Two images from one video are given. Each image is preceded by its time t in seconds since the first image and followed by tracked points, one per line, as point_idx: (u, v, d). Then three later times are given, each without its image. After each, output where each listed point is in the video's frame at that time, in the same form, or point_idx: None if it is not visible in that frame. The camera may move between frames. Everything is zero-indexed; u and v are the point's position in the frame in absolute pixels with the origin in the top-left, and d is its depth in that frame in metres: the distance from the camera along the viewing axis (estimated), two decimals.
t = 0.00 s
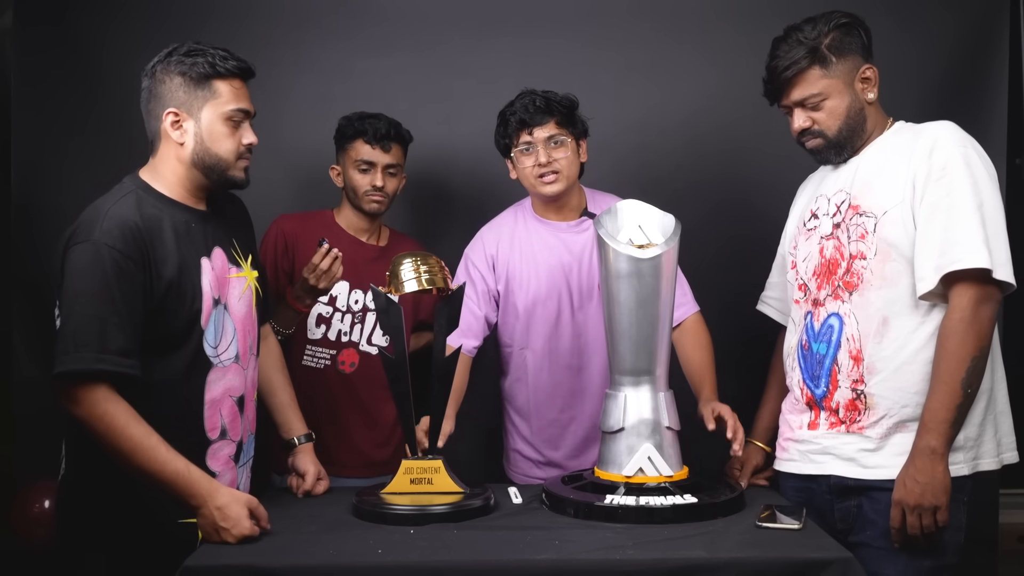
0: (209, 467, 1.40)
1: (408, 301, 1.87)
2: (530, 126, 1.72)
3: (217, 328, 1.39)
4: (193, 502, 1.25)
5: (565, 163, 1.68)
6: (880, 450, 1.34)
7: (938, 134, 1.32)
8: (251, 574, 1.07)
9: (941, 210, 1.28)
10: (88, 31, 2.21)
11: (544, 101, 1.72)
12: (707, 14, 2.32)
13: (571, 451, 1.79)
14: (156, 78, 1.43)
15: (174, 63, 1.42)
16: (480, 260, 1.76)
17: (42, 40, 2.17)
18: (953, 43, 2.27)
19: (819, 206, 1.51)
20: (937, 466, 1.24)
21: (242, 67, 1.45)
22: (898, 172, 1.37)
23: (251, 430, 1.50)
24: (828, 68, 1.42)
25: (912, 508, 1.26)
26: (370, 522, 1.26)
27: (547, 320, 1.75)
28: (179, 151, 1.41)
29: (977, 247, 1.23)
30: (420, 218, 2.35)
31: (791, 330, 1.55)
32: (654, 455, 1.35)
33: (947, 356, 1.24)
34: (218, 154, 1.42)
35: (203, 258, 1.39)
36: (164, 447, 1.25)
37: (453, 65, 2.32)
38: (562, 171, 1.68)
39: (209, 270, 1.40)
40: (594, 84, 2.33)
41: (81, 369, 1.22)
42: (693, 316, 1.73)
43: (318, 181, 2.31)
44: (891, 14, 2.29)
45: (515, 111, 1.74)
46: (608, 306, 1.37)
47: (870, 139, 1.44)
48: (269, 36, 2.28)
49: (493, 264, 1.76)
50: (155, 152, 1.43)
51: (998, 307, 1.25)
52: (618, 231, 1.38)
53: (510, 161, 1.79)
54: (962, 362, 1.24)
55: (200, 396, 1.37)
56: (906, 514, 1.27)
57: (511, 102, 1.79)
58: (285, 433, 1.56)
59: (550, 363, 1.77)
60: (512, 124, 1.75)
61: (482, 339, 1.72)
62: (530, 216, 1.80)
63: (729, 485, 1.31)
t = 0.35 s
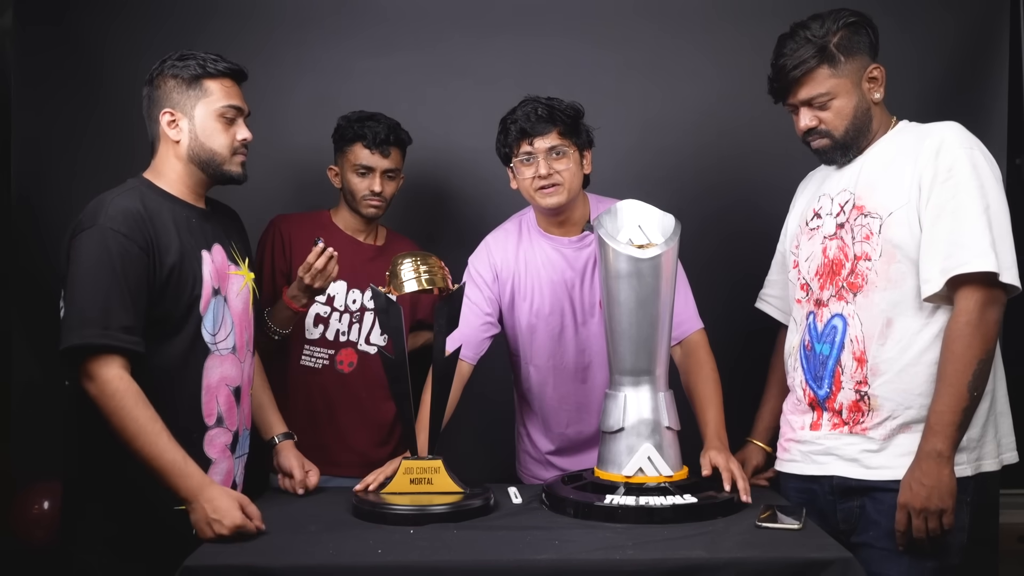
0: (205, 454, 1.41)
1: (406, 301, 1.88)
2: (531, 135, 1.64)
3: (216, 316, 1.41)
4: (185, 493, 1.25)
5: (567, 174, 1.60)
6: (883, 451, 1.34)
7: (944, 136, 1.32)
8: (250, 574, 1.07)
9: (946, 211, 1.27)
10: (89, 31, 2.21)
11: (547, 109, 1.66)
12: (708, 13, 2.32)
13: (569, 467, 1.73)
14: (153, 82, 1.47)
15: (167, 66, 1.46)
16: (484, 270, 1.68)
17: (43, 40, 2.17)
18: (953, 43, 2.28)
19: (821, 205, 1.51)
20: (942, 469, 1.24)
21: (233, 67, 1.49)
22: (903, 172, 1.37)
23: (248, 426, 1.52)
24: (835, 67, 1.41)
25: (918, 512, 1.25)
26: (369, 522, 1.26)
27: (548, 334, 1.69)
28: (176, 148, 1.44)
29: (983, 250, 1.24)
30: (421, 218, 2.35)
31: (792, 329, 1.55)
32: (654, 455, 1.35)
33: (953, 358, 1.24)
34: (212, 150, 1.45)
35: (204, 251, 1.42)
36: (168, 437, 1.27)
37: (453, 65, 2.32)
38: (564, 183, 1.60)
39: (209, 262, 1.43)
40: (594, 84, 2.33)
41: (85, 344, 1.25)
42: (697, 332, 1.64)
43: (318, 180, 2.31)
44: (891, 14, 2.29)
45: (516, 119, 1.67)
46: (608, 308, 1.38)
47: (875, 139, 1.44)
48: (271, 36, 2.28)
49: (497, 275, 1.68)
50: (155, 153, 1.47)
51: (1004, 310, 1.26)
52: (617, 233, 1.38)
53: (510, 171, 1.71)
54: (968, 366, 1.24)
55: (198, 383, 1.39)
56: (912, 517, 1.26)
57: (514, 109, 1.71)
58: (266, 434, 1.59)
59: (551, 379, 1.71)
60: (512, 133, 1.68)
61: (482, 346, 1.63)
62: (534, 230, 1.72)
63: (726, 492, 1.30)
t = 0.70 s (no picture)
0: (203, 441, 1.51)
1: (404, 301, 1.88)
2: (526, 135, 1.64)
3: (216, 308, 1.53)
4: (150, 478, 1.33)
5: (562, 177, 1.60)
6: (889, 452, 1.34)
7: (949, 138, 1.32)
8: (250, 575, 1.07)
9: (953, 212, 1.27)
10: (88, 30, 2.20)
11: (542, 109, 1.65)
12: (708, 13, 2.31)
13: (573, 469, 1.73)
14: (166, 91, 1.62)
15: (181, 77, 1.62)
16: (480, 270, 1.66)
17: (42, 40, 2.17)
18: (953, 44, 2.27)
19: (824, 203, 1.50)
20: (951, 472, 1.24)
21: (241, 83, 1.64)
22: (908, 172, 1.36)
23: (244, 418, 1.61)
24: (855, 64, 1.39)
25: (928, 515, 1.25)
26: (369, 522, 1.26)
27: (546, 337, 1.67)
28: (180, 151, 1.58)
29: (991, 251, 1.23)
30: (420, 218, 2.35)
31: (794, 328, 1.55)
32: (654, 455, 1.35)
33: (961, 360, 1.24)
34: (213, 155, 1.58)
35: (206, 247, 1.54)
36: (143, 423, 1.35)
37: (452, 63, 2.32)
38: (559, 186, 1.60)
39: (211, 258, 1.55)
40: (592, 83, 2.33)
41: (96, 319, 1.35)
42: (701, 336, 1.63)
43: (317, 180, 2.31)
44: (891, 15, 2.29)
45: (510, 118, 1.67)
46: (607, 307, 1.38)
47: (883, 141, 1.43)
48: (270, 35, 2.28)
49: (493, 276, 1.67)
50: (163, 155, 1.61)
51: (1011, 311, 1.26)
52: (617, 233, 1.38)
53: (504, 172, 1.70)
54: (976, 367, 1.24)
55: (197, 368, 1.49)
56: (921, 521, 1.26)
57: (509, 110, 1.71)
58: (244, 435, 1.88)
59: (549, 382, 1.69)
60: (507, 133, 1.68)
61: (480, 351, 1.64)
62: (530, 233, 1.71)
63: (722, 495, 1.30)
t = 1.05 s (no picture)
0: (193, 435, 1.51)
1: (404, 301, 1.87)
2: (519, 136, 1.64)
3: (211, 304, 1.54)
4: (76, 483, 1.38)
5: (557, 177, 1.59)
6: (899, 453, 1.34)
7: (969, 137, 1.32)
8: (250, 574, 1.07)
9: (968, 215, 1.27)
10: (88, 30, 2.20)
11: (536, 110, 1.64)
12: (708, 14, 2.32)
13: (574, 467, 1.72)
14: (170, 95, 1.64)
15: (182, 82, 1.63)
16: (478, 267, 1.67)
17: (42, 40, 2.17)
18: (954, 45, 2.27)
19: (840, 202, 1.50)
20: (965, 482, 1.23)
21: (241, 87, 1.65)
22: (924, 173, 1.36)
23: (241, 415, 1.61)
24: (876, 62, 1.38)
25: (941, 526, 1.25)
26: (370, 522, 1.26)
27: (544, 335, 1.66)
28: (177, 152, 1.60)
29: (1007, 256, 1.23)
30: (419, 218, 2.35)
31: (806, 327, 1.55)
32: (654, 455, 1.35)
33: (975, 366, 1.24)
34: (210, 156, 1.60)
35: (204, 245, 1.55)
36: (91, 428, 1.38)
37: (452, 64, 2.32)
38: (555, 186, 1.59)
39: (209, 256, 1.55)
40: (593, 83, 2.33)
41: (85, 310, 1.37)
42: (703, 336, 1.63)
43: (316, 181, 2.31)
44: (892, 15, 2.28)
45: (503, 120, 1.66)
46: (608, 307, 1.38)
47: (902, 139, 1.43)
48: (269, 35, 2.28)
49: (492, 274, 1.67)
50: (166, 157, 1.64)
51: None
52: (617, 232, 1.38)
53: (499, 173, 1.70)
54: (991, 373, 1.24)
55: (189, 364, 1.49)
56: (934, 532, 1.26)
57: (502, 111, 1.70)
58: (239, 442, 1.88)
59: (547, 380, 1.69)
60: (499, 135, 1.67)
61: (480, 346, 1.64)
62: (529, 234, 1.71)
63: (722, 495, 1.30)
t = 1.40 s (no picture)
0: (187, 437, 1.51)
1: (405, 301, 1.87)
2: (522, 135, 1.64)
3: (209, 307, 1.54)
4: (75, 478, 1.37)
5: (558, 176, 1.60)
6: (954, 456, 1.31)
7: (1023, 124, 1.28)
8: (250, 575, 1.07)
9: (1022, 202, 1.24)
10: (88, 32, 2.20)
11: (539, 109, 1.65)
12: (709, 14, 2.32)
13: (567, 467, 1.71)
14: (189, 92, 1.65)
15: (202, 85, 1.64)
16: (477, 264, 1.67)
17: (43, 41, 2.17)
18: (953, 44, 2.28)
19: (882, 187, 1.46)
20: (1004, 481, 1.20)
21: (260, 97, 1.65)
22: (973, 159, 1.32)
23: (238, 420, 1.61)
24: (916, 41, 1.33)
25: (975, 525, 1.22)
26: (370, 522, 1.26)
27: (539, 334, 1.66)
28: (184, 154, 1.60)
29: None
30: (420, 218, 2.35)
31: (846, 320, 1.51)
32: (654, 455, 1.35)
33: None
34: (215, 163, 1.59)
35: (204, 247, 1.55)
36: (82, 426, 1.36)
37: (453, 64, 2.32)
38: (556, 186, 1.60)
39: (208, 259, 1.55)
40: (593, 84, 2.33)
41: (76, 309, 1.36)
42: (695, 336, 1.64)
43: (317, 181, 2.31)
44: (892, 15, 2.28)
45: (506, 118, 1.67)
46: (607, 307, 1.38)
47: (944, 121, 1.38)
48: (270, 36, 2.28)
49: (490, 271, 1.67)
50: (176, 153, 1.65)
51: None
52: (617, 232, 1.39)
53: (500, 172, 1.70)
54: None
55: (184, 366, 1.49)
56: (967, 531, 1.23)
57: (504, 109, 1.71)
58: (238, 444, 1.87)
59: (539, 379, 1.68)
60: (502, 133, 1.68)
61: (478, 342, 1.63)
62: (528, 234, 1.71)
63: (722, 495, 1.30)
